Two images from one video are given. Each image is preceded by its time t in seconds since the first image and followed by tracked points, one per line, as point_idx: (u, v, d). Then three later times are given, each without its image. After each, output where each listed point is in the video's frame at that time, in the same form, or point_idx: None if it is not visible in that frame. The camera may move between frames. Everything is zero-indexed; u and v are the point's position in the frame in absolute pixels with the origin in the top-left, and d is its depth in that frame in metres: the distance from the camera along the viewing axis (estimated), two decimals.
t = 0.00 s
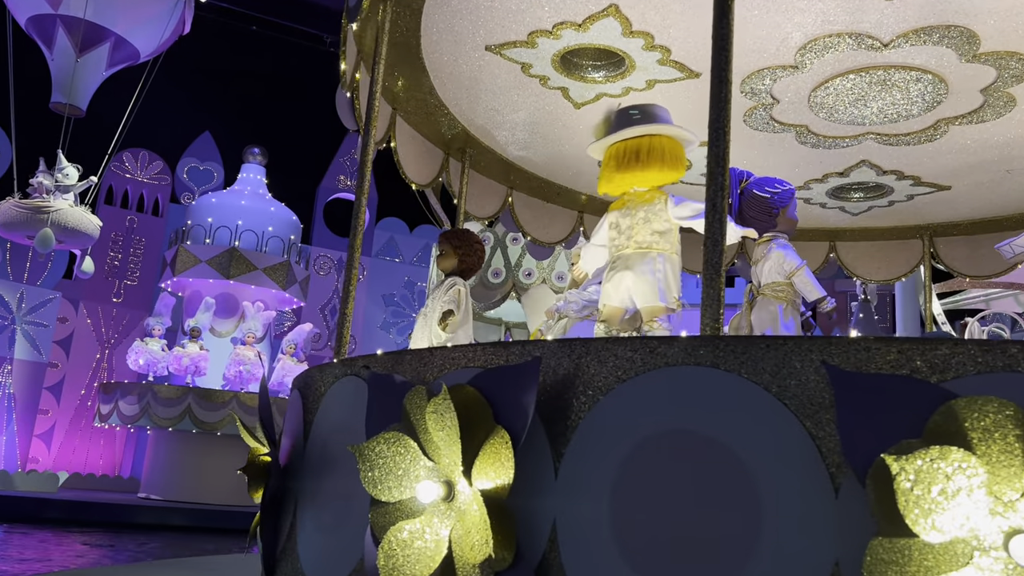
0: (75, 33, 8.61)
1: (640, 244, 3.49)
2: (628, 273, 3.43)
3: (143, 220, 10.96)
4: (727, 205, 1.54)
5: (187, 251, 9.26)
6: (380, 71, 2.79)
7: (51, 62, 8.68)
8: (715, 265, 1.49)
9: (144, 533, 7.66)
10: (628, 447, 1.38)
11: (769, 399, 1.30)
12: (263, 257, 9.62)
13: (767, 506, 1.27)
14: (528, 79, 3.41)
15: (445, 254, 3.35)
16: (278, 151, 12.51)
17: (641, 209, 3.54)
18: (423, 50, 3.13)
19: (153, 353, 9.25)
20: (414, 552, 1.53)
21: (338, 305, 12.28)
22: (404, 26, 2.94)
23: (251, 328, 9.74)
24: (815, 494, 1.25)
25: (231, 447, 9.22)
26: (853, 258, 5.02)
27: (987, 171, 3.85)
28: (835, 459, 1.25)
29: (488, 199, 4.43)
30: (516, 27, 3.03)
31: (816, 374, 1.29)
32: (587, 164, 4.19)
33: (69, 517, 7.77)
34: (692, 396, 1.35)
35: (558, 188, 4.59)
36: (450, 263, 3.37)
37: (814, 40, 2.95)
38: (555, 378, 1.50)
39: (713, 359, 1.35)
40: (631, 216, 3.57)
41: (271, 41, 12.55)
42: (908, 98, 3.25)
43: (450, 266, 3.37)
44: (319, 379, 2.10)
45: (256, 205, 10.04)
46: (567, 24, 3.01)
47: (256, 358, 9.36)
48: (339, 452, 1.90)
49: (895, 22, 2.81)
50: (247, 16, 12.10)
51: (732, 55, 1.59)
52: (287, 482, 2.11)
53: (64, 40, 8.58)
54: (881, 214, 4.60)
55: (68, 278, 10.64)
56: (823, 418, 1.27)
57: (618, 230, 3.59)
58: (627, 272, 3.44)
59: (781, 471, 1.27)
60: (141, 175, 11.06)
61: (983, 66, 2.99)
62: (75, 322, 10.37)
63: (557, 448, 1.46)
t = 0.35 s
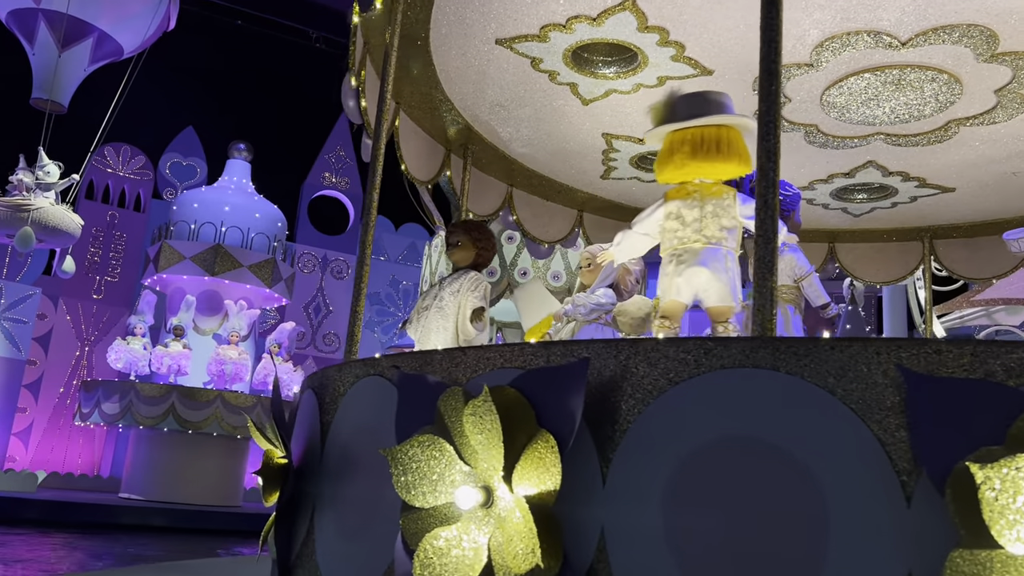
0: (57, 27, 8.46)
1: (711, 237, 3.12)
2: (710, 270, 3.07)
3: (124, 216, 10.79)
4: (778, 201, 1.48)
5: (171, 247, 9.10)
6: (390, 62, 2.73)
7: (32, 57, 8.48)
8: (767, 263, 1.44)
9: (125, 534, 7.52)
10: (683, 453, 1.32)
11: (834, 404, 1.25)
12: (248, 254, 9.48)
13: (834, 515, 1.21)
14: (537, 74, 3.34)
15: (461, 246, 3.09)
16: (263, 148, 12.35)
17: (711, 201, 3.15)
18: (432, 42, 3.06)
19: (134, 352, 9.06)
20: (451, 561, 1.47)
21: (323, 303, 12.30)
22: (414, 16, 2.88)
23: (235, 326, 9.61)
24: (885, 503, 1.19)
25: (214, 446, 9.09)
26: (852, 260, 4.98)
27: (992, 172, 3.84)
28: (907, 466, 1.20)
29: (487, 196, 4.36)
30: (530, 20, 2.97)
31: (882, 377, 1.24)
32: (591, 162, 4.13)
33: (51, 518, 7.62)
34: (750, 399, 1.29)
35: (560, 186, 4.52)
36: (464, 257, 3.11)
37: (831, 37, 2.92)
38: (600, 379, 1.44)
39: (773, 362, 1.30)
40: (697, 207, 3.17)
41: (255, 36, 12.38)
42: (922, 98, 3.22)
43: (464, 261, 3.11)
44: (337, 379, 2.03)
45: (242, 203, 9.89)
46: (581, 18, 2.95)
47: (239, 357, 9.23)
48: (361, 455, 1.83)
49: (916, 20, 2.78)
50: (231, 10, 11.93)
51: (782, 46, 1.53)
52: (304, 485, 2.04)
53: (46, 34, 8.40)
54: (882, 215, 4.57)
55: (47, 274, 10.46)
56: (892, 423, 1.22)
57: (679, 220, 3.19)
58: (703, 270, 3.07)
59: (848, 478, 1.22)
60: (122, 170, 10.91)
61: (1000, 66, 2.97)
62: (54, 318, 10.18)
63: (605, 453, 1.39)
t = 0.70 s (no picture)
0: (40, 22, 8.29)
1: (787, 233, 2.94)
2: (794, 268, 2.90)
3: (105, 211, 10.64)
4: (833, 199, 1.43)
5: (155, 243, 8.94)
6: (402, 54, 2.66)
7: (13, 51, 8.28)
8: (822, 263, 1.39)
9: (106, 535, 7.38)
10: (742, 460, 1.27)
11: (903, 409, 1.20)
12: (234, 251, 9.34)
13: (905, 526, 1.16)
14: (546, 70, 3.27)
15: (481, 238, 2.99)
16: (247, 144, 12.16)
17: (787, 196, 2.96)
18: (441, 35, 2.99)
19: (119, 349, 8.93)
20: (491, 570, 1.40)
21: (308, 301, 12.31)
22: (425, 6, 2.80)
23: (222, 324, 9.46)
24: (959, 514, 1.15)
25: (197, 446, 8.96)
26: (851, 262, 4.95)
27: (998, 175, 3.82)
28: (981, 476, 1.15)
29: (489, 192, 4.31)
30: (543, 14, 2.90)
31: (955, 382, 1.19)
32: (594, 160, 4.07)
33: (31, 518, 7.48)
34: (814, 404, 1.24)
35: (562, 184, 4.46)
36: (481, 249, 3.02)
37: (850, 36, 2.87)
38: (648, 381, 1.38)
39: (837, 365, 1.24)
40: (774, 200, 2.95)
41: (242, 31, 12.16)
42: (935, 99, 3.19)
43: (480, 255, 3.02)
44: (355, 379, 1.96)
45: (227, 196, 9.76)
46: (596, 12, 2.88)
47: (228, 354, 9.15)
48: (384, 459, 1.76)
49: (935, 20, 2.74)
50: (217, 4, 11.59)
51: (835, 38, 1.48)
52: (321, 487, 1.97)
53: (28, 29, 8.24)
54: (884, 218, 4.54)
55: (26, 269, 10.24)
56: (965, 430, 1.17)
57: (755, 211, 2.92)
58: (789, 269, 2.89)
59: (919, 487, 1.17)
60: (105, 164, 10.76)
61: (1016, 67, 2.95)
62: (33, 315, 9.99)
63: (655, 459, 1.34)
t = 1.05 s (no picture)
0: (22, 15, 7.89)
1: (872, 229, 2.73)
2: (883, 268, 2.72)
3: (87, 206, 10.45)
4: (892, 196, 1.38)
5: (139, 239, 8.79)
6: (417, 47, 2.61)
7: None
8: (882, 262, 1.34)
9: (87, 536, 7.23)
10: (807, 468, 1.21)
11: (978, 417, 1.16)
12: (219, 248, 9.20)
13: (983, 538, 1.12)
14: (557, 66, 3.22)
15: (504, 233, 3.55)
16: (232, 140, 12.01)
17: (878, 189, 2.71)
18: (451, 29, 2.92)
19: (99, 347, 8.74)
20: None
21: (292, 300, 12.18)
22: None
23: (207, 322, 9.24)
24: None
25: (181, 445, 8.82)
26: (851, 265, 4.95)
27: (1006, 179, 3.80)
28: None
29: (489, 191, 4.25)
30: (559, 9, 2.85)
31: None
32: (599, 159, 4.01)
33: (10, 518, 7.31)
34: (884, 411, 1.19)
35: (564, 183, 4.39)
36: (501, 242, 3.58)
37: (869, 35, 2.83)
38: (702, 386, 1.32)
39: (908, 371, 1.19)
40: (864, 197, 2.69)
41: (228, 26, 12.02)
42: (949, 101, 3.17)
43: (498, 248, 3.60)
44: (379, 380, 1.89)
45: (213, 193, 9.63)
46: (613, 7, 2.83)
47: (211, 353, 8.99)
48: (413, 463, 1.70)
49: (957, 20, 2.71)
50: None
51: (893, 28, 1.43)
52: (339, 492, 1.90)
53: (10, 22, 7.84)
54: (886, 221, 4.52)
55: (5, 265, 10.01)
56: None
57: (847, 209, 2.67)
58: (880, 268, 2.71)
59: (997, 498, 1.13)
60: (87, 159, 10.56)
61: None
62: (11, 311, 9.78)
63: (712, 465, 1.28)
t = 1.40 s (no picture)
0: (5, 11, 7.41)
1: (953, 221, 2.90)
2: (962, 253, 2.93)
3: (67, 201, 10.28)
4: (955, 195, 1.33)
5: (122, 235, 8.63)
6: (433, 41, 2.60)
7: None
8: (948, 262, 1.29)
9: (69, 537, 7.08)
10: (877, 478, 1.16)
11: None
12: (204, 244, 9.06)
13: None
14: (569, 62, 3.16)
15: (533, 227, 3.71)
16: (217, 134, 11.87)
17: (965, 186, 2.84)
18: (464, 23, 2.85)
19: (81, 344, 8.61)
20: None
21: (276, 298, 12.05)
22: None
23: (190, 320, 9.15)
24: None
25: (164, 444, 8.67)
26: (850, 268, 4.95)
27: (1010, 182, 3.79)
28: None
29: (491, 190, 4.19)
30: (574, 4, 2.79)
31: None
32: (604, 157, 3.96)
33: None
34: (960, 418, 1.14)
35: (566, 182, 4.33)
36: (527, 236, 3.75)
37: (888, 34, 2.79)
38: (762, 391, 1.27)
39: (983, 376, 1.15)
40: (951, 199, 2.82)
41: (215, 20, 11.87)
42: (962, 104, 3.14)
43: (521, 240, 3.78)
44: (403, 380, 1.82)
45: (199, 188, 9.49)
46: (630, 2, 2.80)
47: (195, 351, 8.89)
48: (443, 469, 1.63)
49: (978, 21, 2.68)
50: None
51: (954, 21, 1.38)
52: (359, 497, 1.83)
53: None
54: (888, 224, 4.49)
55: None
56: None
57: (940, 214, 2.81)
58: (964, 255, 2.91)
59: None
60: (68, 152, 10.36)
61: None
62: None
63: (776, 473, 1.22)
